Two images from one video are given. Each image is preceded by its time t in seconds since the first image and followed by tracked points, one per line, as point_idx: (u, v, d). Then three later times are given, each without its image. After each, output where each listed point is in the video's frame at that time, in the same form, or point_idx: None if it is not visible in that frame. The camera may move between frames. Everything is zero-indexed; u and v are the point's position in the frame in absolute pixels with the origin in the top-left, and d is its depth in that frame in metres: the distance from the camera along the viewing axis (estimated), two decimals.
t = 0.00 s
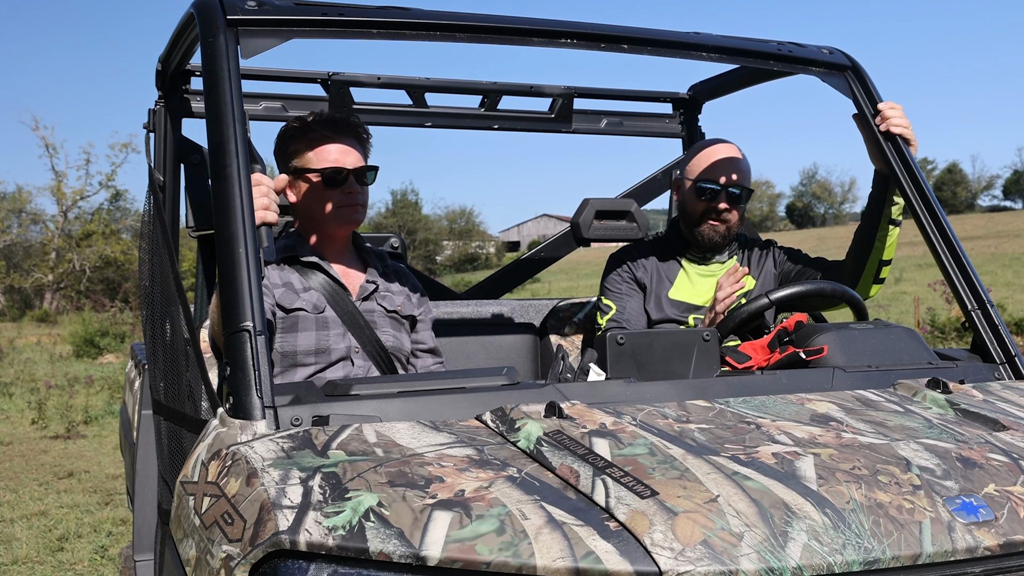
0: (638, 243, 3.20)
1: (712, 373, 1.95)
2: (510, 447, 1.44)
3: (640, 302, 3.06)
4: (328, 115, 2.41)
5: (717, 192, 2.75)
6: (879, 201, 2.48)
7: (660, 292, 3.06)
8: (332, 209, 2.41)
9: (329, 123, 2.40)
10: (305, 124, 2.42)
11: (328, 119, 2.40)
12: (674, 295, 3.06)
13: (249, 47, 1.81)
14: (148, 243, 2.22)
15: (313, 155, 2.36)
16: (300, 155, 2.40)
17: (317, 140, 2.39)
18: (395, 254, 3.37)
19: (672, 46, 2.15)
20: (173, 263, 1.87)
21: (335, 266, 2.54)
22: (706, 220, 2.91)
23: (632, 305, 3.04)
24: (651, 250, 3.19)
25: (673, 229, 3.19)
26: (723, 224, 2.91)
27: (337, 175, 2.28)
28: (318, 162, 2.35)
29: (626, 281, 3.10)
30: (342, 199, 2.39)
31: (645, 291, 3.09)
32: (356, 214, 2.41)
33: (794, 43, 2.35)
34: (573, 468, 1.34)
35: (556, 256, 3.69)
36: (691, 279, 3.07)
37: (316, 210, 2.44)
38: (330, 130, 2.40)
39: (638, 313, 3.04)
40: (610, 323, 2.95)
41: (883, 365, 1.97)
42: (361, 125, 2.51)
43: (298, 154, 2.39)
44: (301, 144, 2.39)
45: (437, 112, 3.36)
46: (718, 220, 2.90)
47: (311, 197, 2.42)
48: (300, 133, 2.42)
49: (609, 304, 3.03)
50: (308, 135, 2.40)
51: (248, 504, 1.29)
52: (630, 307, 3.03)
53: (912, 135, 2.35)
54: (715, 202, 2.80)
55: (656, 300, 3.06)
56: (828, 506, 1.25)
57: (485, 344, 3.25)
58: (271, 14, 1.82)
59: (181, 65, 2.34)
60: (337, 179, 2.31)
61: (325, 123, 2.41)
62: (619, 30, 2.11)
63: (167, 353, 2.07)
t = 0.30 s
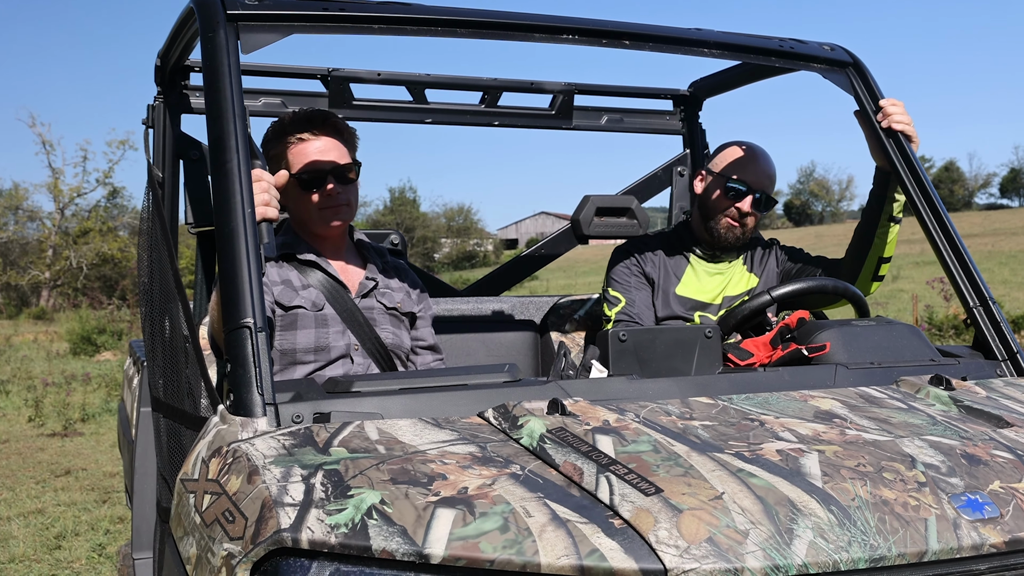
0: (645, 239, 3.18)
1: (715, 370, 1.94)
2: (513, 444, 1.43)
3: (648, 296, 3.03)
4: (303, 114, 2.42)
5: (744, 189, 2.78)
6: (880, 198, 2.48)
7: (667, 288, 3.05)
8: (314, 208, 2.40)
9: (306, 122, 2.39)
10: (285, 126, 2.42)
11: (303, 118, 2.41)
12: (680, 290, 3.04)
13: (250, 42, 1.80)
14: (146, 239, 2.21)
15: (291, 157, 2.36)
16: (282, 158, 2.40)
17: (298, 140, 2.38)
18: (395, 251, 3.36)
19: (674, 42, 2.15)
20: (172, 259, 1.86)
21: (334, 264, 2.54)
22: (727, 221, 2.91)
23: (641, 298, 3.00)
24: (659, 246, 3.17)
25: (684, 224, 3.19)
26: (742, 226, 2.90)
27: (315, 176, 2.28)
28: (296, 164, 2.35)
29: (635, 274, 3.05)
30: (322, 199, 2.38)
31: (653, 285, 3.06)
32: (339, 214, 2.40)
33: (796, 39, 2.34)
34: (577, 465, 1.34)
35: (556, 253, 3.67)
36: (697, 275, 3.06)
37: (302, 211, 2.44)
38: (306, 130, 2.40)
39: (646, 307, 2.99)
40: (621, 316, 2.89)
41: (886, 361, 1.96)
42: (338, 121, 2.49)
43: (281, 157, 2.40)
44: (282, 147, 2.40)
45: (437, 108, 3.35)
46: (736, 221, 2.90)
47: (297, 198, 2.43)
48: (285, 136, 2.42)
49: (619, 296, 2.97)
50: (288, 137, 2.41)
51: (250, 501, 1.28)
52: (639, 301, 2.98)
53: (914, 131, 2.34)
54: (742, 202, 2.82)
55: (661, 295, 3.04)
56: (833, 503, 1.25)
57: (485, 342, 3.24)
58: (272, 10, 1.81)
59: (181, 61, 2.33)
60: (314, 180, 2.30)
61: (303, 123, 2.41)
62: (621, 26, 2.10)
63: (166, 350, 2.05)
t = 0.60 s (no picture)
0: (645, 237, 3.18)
1: (717, 370, 1.93)
2: (516, 444, 1.42)
3: (645, 299, 3.02)
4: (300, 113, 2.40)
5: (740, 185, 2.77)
6: (880, 198, 2.48)
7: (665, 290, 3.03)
8: (317, 207, 2.38)
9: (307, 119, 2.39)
10: (285, 123, 2.40)
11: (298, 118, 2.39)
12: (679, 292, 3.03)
13: (248, 40, 1.78)
14: (142, 238, 2.19)
15: (295, 155, 2.35)
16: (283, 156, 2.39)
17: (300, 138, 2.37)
18: (393, 250, 3.34)
19: (675, 40, 2.13)
20: (169, 258, 1.84)
21: (332, 263, 2.53)
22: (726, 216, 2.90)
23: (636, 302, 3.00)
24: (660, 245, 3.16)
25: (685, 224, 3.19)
26: (740, 219, 2.90)
27: (321, 173, 2.27)
28: (301, 160, 2.33)
29: (632, 276, 3.04)
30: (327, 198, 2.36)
31: (651, 287, 3.05)
32: (343, 213, 2.38)
33: (797, 38, 2.33)
34: (581, 466, 1.32)
35: (556, 253, 3.66)
36: (698, 275, 3.05)
37: (303, 209, 2.41)
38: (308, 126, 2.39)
39: (643, 310, 2.99)
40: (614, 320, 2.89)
41: (888, 361, 1.95)
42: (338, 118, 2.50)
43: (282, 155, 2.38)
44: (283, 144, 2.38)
45: (436, 107, 3.34)
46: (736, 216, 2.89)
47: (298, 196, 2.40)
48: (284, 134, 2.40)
49: (613, 299, 2.96)
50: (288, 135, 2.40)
51: (250, 503, 1.26)
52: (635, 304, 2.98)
53: (914, 130, 2.33)
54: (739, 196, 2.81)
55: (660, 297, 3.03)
56: (840, 504, 1.24)
57: (484, 341, 3.25)
58: (270, 7, 1.79)
59: (179, 58, 2.32)
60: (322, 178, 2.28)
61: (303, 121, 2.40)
62: (622, 24, 2.09)
63: (163, 350, 2.04)
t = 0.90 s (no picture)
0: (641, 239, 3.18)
1: (718, 371, 1.92)
2: (519, 447, 1.40)
3: (641, 300, 3.00)
4: (318, 110, 2.31)
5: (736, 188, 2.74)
6: (880, 198, 2.48)
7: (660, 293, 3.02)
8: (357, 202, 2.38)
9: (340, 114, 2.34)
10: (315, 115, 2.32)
11: (319, 118, 2.29)
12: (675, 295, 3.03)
13: (247, 38, 1.76)
14: (139, 238, 2.17)
15: (336, 152, 2.30)
16: (318, 151, 2.31)
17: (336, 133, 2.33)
18: (391, 251, 3.33)
19: (675, 40, 2.12)
20: (165, 257, 1.82)
21: (330, 262, 2.50)
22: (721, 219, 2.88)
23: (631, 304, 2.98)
24: (655, 249, 3.20)
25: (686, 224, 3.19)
26: (736, 225, 2.86)
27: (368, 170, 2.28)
28: (345, 158, 2.30)
29: (627, 278, 3.04)
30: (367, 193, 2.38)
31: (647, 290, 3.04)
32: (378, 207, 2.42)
33: (797, 38, 2.32)
34: (585, 468, 1.31)
35: (553, 253, 3.66)
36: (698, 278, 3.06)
37: (337, 206, 2.38)
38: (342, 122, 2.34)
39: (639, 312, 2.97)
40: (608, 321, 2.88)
41: (890, 362, 1.94)
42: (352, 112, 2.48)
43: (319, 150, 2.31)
44: (318, 139, 2.31)
45: (433, 107, 3.32)
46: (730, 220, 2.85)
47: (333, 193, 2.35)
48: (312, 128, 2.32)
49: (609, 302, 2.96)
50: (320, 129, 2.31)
51: (251, 506, 1.25)
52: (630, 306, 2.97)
53: (914, 130, 2.32)
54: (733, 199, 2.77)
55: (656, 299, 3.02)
56: (848, 507, 1.22)
57: (482, 342, 3.27)
58: (267, 4, 1.77)
59: (176, 56, 2.29)
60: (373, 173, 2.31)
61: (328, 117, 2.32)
62: (623, 24, 2.07)
63: (159, 351, 2.01)
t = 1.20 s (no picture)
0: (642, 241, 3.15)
1: (718, 371, 1.91)
2: (520, 447, 1.39)
3: (646, 305, 2.99)
4: (327, 110, 2.33)
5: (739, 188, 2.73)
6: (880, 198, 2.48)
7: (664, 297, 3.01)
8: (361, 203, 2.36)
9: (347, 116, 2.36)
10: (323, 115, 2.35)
11: (327, 117, 2.32)
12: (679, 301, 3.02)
13: (245, 37, 1.74)
14: (134, 238, 2.15)
15: (342, 152, 2.31)
16: (325, 150, 2.32)
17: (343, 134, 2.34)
18: (389, 251, 3.32)
19: (674, 40, 2.11)
20: (162, 257, 1.80)
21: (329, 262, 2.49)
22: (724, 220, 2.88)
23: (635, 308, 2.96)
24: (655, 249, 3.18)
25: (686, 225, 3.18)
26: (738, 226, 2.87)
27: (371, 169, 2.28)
28: (351, 159, 2.31)
29: (631, 282, 3.02)
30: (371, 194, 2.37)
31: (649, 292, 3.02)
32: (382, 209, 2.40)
33: (795, 38, 2.31)
34: (587, 469, 1.30)
35: (551, 253, 3.57)
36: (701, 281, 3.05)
37: (340, 206, 2.36)
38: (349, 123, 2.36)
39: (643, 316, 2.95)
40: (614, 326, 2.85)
41: (891, 363, 1.94)
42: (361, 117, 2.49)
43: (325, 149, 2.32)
44: (325, 138, 2.32)
45: (431, 107, 3.31)
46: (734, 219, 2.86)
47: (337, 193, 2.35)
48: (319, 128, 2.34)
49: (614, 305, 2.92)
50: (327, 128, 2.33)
51: (251, 507, 1.23)
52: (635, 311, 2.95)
53: (913, 131, 2.32)
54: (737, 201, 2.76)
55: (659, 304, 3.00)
56: (852, 507, 1.22)
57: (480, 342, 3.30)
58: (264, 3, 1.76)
59: (172, 55, 2.27)
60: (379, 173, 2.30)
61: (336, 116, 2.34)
62: (622, 23, 2.06)
63: (156, 351, 2.00)
